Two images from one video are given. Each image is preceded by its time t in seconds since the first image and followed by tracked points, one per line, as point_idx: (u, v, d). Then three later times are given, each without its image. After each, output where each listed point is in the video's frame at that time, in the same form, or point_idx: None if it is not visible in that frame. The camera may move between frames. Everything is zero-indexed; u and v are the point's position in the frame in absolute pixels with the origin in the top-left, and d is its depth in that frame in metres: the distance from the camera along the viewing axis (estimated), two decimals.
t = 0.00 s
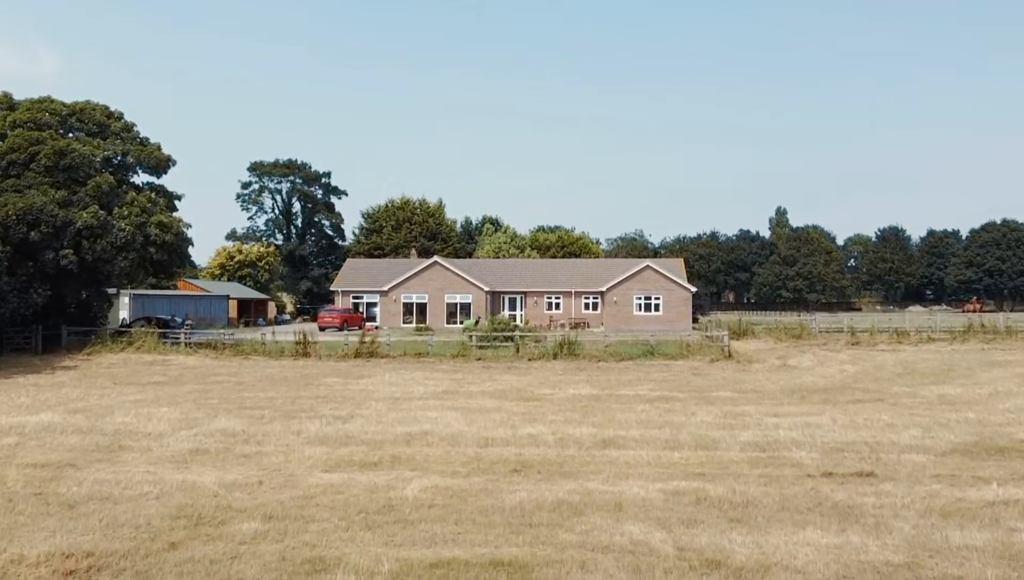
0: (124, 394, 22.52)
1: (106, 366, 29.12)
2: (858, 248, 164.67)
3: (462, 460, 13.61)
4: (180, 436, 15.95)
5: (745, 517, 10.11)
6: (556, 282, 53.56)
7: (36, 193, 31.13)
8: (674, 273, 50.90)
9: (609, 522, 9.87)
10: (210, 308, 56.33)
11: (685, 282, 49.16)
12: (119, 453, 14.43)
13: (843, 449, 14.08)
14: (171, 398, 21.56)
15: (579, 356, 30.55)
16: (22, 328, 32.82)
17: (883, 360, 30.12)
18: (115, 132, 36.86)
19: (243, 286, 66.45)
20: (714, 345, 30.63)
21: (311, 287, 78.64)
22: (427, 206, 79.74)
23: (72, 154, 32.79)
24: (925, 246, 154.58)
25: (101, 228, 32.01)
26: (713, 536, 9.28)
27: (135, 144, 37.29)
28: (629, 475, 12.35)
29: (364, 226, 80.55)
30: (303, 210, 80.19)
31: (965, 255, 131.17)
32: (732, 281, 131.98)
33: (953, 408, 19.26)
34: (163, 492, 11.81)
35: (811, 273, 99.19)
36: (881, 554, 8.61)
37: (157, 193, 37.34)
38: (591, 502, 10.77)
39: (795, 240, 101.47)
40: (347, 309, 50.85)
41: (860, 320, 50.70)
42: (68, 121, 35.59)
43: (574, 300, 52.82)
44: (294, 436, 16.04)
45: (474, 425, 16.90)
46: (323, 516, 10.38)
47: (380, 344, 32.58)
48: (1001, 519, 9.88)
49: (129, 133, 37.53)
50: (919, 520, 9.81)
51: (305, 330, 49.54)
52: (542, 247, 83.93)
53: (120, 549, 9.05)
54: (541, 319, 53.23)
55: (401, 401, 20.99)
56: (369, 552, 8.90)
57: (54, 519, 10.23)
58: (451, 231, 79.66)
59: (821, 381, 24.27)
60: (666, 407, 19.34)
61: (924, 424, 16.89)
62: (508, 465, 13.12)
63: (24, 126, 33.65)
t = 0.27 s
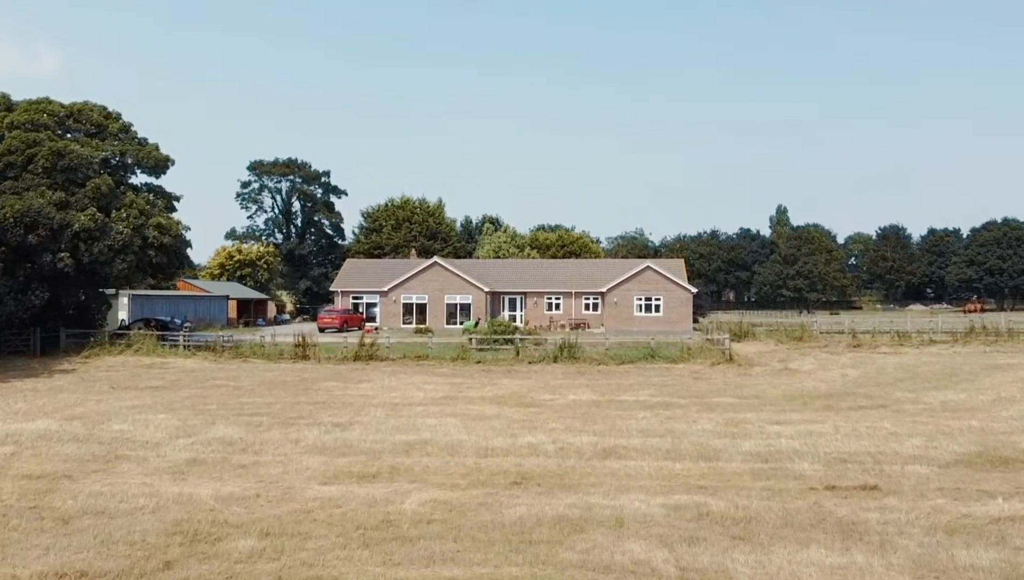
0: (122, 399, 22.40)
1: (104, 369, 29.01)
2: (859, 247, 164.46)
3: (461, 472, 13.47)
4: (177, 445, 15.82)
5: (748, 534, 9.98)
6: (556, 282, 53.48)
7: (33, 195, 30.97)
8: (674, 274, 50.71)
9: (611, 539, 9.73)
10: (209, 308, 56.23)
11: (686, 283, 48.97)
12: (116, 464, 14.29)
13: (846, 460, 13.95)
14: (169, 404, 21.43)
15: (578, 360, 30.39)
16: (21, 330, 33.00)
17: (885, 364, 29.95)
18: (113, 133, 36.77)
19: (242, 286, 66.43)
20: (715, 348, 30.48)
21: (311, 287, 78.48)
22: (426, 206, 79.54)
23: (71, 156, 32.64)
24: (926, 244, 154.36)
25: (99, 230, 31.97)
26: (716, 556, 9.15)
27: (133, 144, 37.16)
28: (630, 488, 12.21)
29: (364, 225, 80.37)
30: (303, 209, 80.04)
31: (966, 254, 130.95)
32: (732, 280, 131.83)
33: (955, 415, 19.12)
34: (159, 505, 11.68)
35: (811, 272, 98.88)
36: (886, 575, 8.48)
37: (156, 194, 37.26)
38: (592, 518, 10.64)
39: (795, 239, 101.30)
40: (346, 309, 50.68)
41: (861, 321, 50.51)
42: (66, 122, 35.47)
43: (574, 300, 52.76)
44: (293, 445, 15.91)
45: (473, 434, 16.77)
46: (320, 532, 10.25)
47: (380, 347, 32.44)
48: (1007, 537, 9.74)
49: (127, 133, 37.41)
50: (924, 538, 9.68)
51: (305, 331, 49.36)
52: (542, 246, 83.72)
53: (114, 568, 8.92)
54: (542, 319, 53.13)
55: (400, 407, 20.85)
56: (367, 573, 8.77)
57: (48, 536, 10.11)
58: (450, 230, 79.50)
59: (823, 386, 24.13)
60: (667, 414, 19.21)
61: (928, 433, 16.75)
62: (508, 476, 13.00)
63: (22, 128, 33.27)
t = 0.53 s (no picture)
0: (120, 405, 22.25)
1: (102, 373, 28.85)
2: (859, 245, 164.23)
3: (461, 484, 13.32)
4: (175, 455, 15.66)
5: (753, 553, 9.82)
6: (557, 282, 53.37)
7: (32, 198, 30.75)
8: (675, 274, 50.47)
9: (613, 559, 9.58)
10: (209, 308, 56.05)
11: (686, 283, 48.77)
12: (112, 476, 14.13)
13: (850, 473, 13.79)
14: (167, 410, 21.28)
15: (579, 363, 30.21)
16: (19, 333, 32.92)
17: (887, 367, 29.78)
18: (111, 134, 36.56)
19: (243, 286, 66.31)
20: (716, 352, 30.31)
21: (311, 286, 78.28)
22: (426, 204, 79.25)
23: (69, 158, 32.36)
24: (927, 242, 154.11)
25: (97, 233, 31.84)
26: (720, 577, 8.99)
27: (131, 145, 36.93)
28: (632, 503, 12.06)
29: (364, 224, 80.16)
30: (303, 208, 79.81)
31: (967, 252, 130.73)
32: (733, 278, 131.70)
33: (960, 422, 18.97)
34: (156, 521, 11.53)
35: (812, 271, 98.52)
36: None
37: (154, 195, 37.10)
38: (594, 536, 10.48)
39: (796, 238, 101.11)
40: (346, 310, 50.52)
41: (862, 322, 50.33)
42: (64, 123, 35.22)
43: (574, 301, 52.66)
44: (291, 455, 15.75)
45: (473, 443, 16.61)
46: (319, 551, 10.10)
47: (380, 350, 32.27)
48: (1016, 557, 9.58)
49: (125, 134, 37.19)
50: (932, 558, 9.52)
51: (304, 332, 49.20)
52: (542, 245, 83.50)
53: None
54: (542, 320, 53.01)
55: (400, 413, 20.69)
56: None
57: (42, 556, 9.95)
58: (450, 230, 79.28)
59: (825, 391, 23.97)
60: (669, 422, 19.06)
61: (932, 442, 16.59)
62: (509, 490, 12.85)
63: (20, 130, 33.07)
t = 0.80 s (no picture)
0: (117, 412, 22.05)
1: (99, 378, 28.65)
2: (859, 243, 164.14)
3: (461, 499, 13.14)
4: (171, 467, 15.47)
5: (757, 575, 9.65)
6: (557, 283, 53.27)
7: (28, 200, 30.64)
8: (676, 275, 50.26)
9: None
10: (208, 309, 55.92)
11: (687, 284, 48.60)
12: (108, 490, 13.94)
13: (854, 487, 13.62)
14: (164, 418, 21.12)
15: (579, 367, 30.03)
16: (16, 336, 32.66)
17: (888, 372, 29.61)
18: (109, 135, 36.28)
19: (244, 287, 66.19)
20: (717, 355, 30.13)
21: (310, 286, 77.98)
22: (426, 204, 78.97)
23: (67, 160, 32.18)
24: (927, 240, 153.98)
25: (95, 236, 31.72)
26: None
27: (129, 147, 36.69)
28: (634, 520, 11.89)
29: (364, 223, 79.85)
30: (303, 207, 79.41)
31: (967, 250, 130.68)
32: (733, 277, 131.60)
33: (964, 431, 18.79)
34: (151, 539, 11.33)
35: (813, 270, 98.28)
36: None
37: (151, 197, 36.96)
38: (595, 557, 10.31)
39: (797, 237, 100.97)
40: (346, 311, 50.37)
41: (864, 324, 50.17)
42: (61, 125, 35.00)
43: (574, 301, 52.56)
44: (289, 466, 15.57)
45: (473, 453, 16.43)
46: (317, 573, 9.92)
47: (379, 354, 32.05)
48: None
49: (123, 135, 36.93)
50: None
51: (304, 334, 48.99)
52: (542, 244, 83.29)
53: None
54: (542, 321, 52.90)
55: (398, 421, 20.49)
56: None
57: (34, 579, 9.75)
58: (450, 229, 79.20)
59: (828, 397, 23.79)
60: (670, 431, 18.88)
61: (936, 453, 16.42)
62: (510, 506, 12.65)
63: (17, 131, 32.92)
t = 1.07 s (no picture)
0: (102, 440, 21.31)
1: (87, 395, 27.91)
2: (860, 233, 163.40)
3: (456, 563, 12.42)
4: (153, 517, 14.74)
5: None
6: (557, 284, 52.52)
7: (13, 212, 30.06)
8: (677, 278, 49.44)
9: None
10: (201, 310, 55.34)
11: (688, 287, 47.87)
12: (84, 548, 13.21)
13: (871, 547, 12.90)
14: (151, 448, 20.37)
15: (579, 383, 29.28)
16: (4, 349, 31.96)
17: (896, 387, 28.88)
18: (97, 141, 35.37)
19: (239, 286, 65.33)
20: (720, 371, 29.41)
21: (307, 282, 76.97)
22: (424, 199, 77.81)
23: (52, 168, 31.43)
24: (928, 231, 153.24)
25: (82, 246, 30.96)
26: None
27: (118, 153, 35.87)
28: None
29: (360, 219, 78.49)
30: (298, 202, 78.50)
31: (969, 242, 130.00)
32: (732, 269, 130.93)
33: (980, 468, 18.06)
34: None
35: (814, 265, 97.51)
36: None
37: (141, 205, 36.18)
38: None
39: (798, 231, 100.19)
40: (342, 314, 49.63)
41: (867, 327, 49.43)
42: (49, 131, 34.26)
43: (574, 303, 51.84)
44: (277, 516, 14.84)
45: (469, 499, 15.70)
46: None
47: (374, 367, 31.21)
48: None
49: (113, 141, 36.03)
50: None
51: (299, 338, 48.24)
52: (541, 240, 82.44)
53: None
54: (541, 323, 52.22)
55: (392, 453, 19.75)
56: None
57: None
58: (448, 224, 78.47)
59: (836, 423, 23.07)
60: (675, 468, 18.17)
61: (954, 498, 15.70)
62: (508, 573, 11.93)
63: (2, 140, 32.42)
